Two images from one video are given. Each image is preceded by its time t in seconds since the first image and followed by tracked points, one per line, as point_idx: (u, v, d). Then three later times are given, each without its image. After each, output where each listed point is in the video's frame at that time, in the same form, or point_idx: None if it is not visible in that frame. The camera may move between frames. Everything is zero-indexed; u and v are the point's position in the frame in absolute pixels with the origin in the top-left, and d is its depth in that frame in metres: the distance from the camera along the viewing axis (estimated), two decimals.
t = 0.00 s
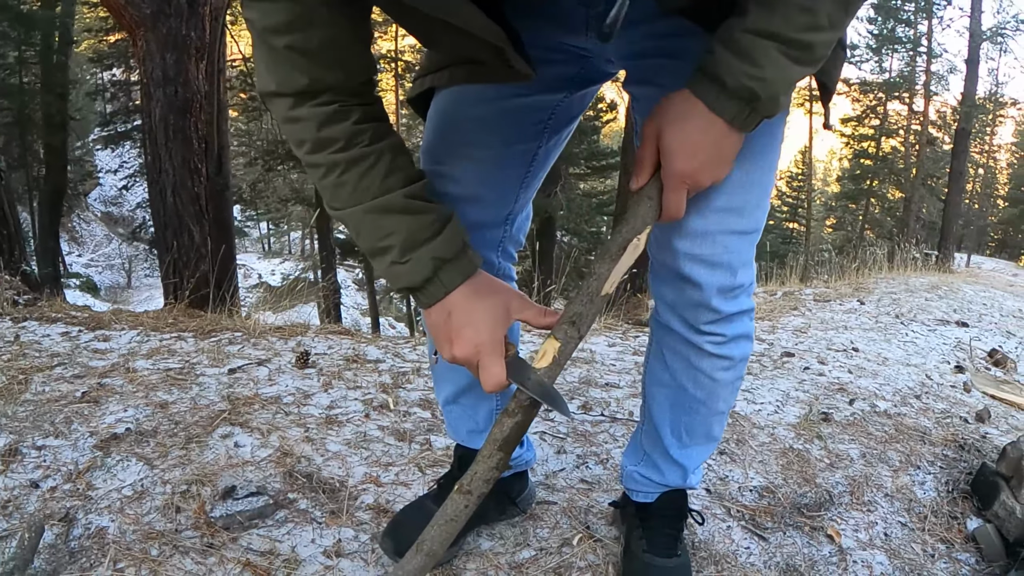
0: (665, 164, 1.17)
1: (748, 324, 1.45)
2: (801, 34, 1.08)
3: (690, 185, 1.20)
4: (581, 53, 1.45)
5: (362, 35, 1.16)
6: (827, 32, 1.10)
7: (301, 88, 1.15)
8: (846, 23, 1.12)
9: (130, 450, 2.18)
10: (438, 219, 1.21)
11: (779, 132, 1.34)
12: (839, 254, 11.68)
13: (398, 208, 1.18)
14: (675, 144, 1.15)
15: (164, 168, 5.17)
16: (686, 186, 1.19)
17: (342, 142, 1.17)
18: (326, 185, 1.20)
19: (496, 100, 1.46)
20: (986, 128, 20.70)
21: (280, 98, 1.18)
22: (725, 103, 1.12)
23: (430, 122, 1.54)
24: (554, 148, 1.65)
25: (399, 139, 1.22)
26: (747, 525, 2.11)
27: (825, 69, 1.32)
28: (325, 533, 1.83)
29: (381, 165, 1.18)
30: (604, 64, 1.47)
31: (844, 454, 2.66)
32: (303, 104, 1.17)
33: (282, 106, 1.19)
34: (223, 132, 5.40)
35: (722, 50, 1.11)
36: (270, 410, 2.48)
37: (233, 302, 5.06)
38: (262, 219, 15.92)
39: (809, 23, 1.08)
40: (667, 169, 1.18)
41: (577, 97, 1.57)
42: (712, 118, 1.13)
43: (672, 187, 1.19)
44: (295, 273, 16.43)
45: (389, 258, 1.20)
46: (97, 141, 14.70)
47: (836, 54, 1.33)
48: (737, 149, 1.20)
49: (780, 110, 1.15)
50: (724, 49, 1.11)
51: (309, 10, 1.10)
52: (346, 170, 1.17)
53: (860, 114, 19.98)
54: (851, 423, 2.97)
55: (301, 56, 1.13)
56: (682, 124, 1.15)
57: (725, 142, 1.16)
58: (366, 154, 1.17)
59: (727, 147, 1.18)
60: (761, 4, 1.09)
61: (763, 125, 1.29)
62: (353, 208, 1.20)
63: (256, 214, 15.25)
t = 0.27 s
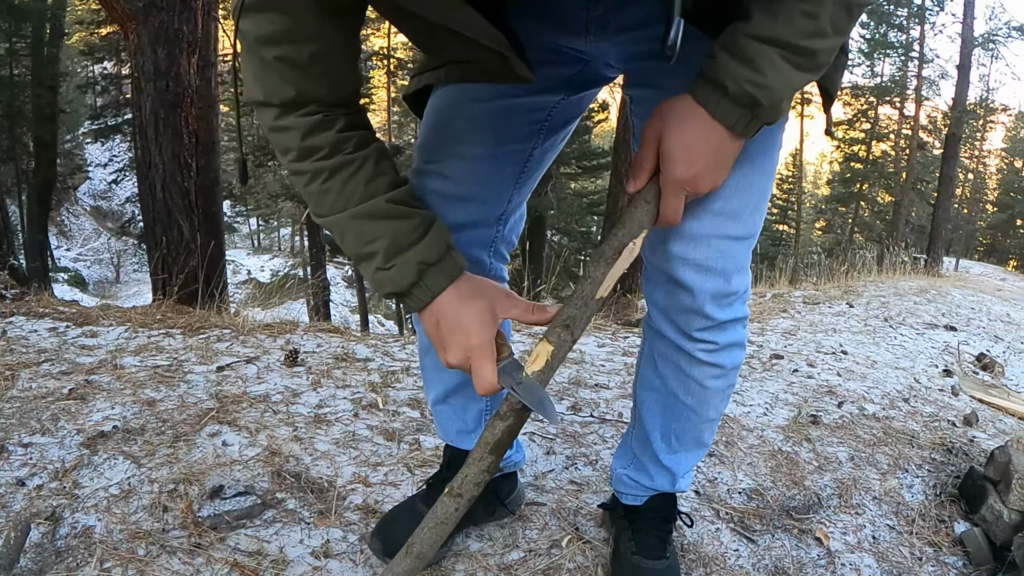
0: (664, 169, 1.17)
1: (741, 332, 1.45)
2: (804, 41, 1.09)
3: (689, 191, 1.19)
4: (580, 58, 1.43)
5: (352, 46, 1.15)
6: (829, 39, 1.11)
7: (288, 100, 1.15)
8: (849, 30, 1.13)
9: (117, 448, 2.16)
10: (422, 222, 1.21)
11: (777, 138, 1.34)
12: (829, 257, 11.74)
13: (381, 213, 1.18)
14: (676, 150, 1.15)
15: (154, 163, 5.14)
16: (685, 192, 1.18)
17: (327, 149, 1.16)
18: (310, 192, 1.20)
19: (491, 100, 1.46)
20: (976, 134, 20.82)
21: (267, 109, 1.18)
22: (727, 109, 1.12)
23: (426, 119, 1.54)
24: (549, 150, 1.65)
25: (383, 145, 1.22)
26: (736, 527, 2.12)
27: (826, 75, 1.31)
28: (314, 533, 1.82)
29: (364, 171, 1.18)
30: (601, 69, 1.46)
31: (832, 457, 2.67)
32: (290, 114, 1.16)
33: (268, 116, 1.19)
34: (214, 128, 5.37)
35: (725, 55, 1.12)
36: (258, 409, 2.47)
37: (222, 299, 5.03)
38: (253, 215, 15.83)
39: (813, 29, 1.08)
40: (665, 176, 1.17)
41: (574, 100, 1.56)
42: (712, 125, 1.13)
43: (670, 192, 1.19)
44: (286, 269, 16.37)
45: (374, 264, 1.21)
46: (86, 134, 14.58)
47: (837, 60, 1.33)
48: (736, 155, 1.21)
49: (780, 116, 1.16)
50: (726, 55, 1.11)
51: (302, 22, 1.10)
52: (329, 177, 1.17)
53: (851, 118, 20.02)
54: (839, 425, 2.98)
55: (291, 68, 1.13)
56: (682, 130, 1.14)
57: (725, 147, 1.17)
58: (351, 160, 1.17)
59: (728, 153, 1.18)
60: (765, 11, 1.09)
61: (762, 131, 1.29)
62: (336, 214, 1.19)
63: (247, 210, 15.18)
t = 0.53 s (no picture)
0: (663, 167, 1.18)
1: (738, 329, 1.46)
2: (800, 42, 1.09)
3: (688, 190, 1.21)
4: (583, 55, 1.44)
5: (360, 51, 1.16)
6: (827, 39, 1.11)
7: (299, 103, 1.16)
8: (848, 31, 1.13)
9: (114, 442, 2.16)
10: (432, 220, 1.22)
11: (777, 136, 1.35)
12: (823, 257, 11.78)
13: (392, 212, 1.19)
14: (674, 148, 1.16)
15: (150, 159, 5.12)
16: (683, 190, 1.19)
17: (339, 149, 1.17)
18: (324, 191, 1.22)
19: (494, 96, 1.47)
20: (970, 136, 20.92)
21: (278, 111, 1.19)
22: (723, 109, 1.14)
23: (430, 116, 1.56)
24: (551, 147, 1.66)
25: (393, 144, 1.22)
26: (730, 522, 2.13)
27: (826, 75, 1.31)
28: (310, 527, 1.82)
29: (375, 170, 1.19)
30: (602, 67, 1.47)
31: (826, 454, 2.69)
32: (302, 115, 1.17)
33: (279, 118, 1.20)
34: (209, 124, 5.37)
35: (721, 55, 1.13)
36: (255, 404, 2.47)
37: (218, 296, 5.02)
38: (248, 212, 15.80)
39: (809, 31, 1.09)
40: (664, 174, 1.19)
41: (575, 98, 1.58)
42: (709, 124, 1.15)
43: (669, 190, 1.20)
44: (281, 267, 16.35)
45: (387, 261, 1.22)
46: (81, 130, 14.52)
47: (836, 62, 1.34)
48: (734, 154, 1.21)
49: (777, 116, 1.17)
50: (723, 56, 1.13)
51: (309, 27, 1.10)
52: (342, 177, 1.18)
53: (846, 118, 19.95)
54: (833, 423, 3.00)
55: (301, 72, 1.13)
56: (680, 129, 1.16)
57: (724, 147, 1.18)
58: (361, 160, 1.18)
59: (726, 152, 1.19)
60: (761, 13, 1.11)
61: (761, 131, 1.31)
62: (349, 213, 1.21)
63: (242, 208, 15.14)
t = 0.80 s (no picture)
0: (660, 170, 1.19)
1: (735, 331, 1.46)
2: (800, 46, 1.10)
3: (686, 192, 1.21)
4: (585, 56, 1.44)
5: (353, 36, 1.17)
6: (827, 44, 1.12)
7: (286, 84, 1.16)
8: (848, 37, 1.14)
9: (112, 442, 2.17)
10: (414, 208, 1.21)
11: (777, 140, 1.36)
12: (822, 258, 11.78)
13: (374, 196, 1.18)
14: (672, 151, 1.17)
15: (148, 159, 5.11)
16: (682, 193, 1.20)
17: (323, 130, 1.17)
18: (306, 173, 1.21)
19: (497, 98, 1.48)
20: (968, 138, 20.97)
21: (267, 92, 1.20)
22: (722, 111, 1.14)
23: (435, 119, 1.57)
24: (554, 149, 1.67)
25: (380, 131, 1.22)
26: (727, 523, 2.14)
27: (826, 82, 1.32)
28: (308, 527, 1.83)
29: (359, 153, 1.18)
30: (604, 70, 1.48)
31: (823, 455, 2.70)
32: (289, 96, 1.17)
33: (267, 99, 1.20)
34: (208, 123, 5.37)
35: (721, 58, 1.14)
36: (253, 404, 2.48)
37: (215, 296, 5.02)
38: (247, 212, 15.80)
39: (809, 36, 1.10)
40: (662, 176, 1.19)
41: (579, 100, 1.59)
42: (707, 126, 1.15)
43: (668, 193, 1.21)
44: (279, 267, 16.35)
45: (366, 248, 1.21)
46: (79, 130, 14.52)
47: (837, 68, 1.35)
48: (733, 157, 1.22)
49: (777, 120, 1.17)
50: (722, 58, 1.14)
51: (301, 8, 1.11)
52: (324, 158, 1.18)
53: (845, 120, 19.98)
54: (830, 424, 3.01)
55: (291, 53, 1.14)
56: (679, 132, 1.17)
57: (722, 149, 1.19)
58: (346, 143, 1.18)
59: (725, 155, 1.19)
60: (761, 17, 1.12)
61: (762, 134, 1.31)
62: (330, 196, 1.20)
63: (240, 207, 15.14)
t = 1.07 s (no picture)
0: (666, 175, 1.20)
1: (735, 337, 1.47)
2: (808, 54, 1.11)
3: (691, 198, 1.22)
4: (588, 58, 1.45)
5: (360, 22, 1.17)
6: (835, 54, 1.12)
7: (294, 69, 1.16)
8: (856, 47, 1.15)
9: (112, 442, 2.17)
10: (419, 205, 1.21)
11: (780, 148, 1.37)
12: (823, 262, 11.79)
13: (376, 189, 1.17)
14: (677, 156, 1.17)
15: (149, 158, 5.12)
16: (685, 199, 1.21)
17: (329, 118, 1.17)
18: (309, 162, 1.20)
19: (503, 102, 1.50)
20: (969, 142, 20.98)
21: (273, 76, 1.20)
22: (728, 118, 1.15)
23: (439, 122, 1.58)
24: (558, 154, 1.68)
25: (386, 124, 1.22)
26: (726, 526, 2.15)
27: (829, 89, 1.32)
28: (308, 529, 1.83)
29: (365, 145, 1.18)
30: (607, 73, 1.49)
31: (822, 459, 2.70)
32: (296, 81, 1.18)
33: (274, 83, 1.20)
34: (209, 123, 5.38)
35: (730, 63, 1.14)
36: (253, 405, 2.48)
37: (215, 296, 5.03)
38: (247, 212, 15.80)
39: (818, 44, 1.11)
40: (667, 180, 1.20)
41: (583, 104, 1.60)
42: (713, 130, 1.16)
43: (672, 198, 1.21)
44: (279, 267, 16.36)
45: (366, 242, 1.20)
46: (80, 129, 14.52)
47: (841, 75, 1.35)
48: (738, 163, 1.23)
49: (782, 127, 1.18)
50: (730, 63, 1.14)
51: None
52: (331, 147, 1.17)
53: (846, 124, 20.00)
54: (829, 428, 3.02)
55: (299, 35, 1.14)
56: (684, 136, 1.17)
57: (727, 156, 1.19)
58: (352, 133, 1.18)
59: (729, 161, 1.20)
60: (770, 23, 1.12)
61: (764, 141, 1.32)
62: (331, 186, 1.19)
63: (240, 207, 15.14)
